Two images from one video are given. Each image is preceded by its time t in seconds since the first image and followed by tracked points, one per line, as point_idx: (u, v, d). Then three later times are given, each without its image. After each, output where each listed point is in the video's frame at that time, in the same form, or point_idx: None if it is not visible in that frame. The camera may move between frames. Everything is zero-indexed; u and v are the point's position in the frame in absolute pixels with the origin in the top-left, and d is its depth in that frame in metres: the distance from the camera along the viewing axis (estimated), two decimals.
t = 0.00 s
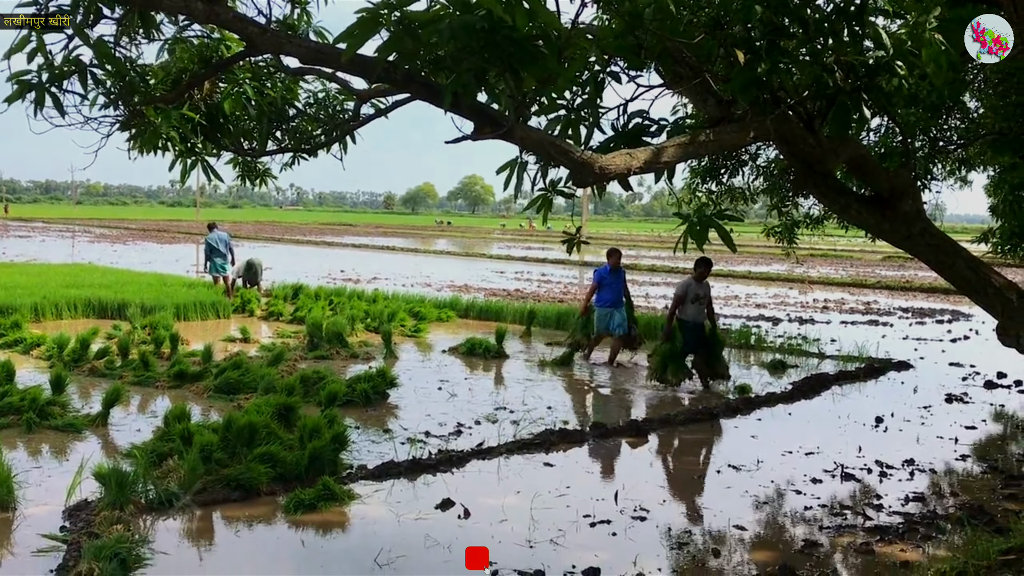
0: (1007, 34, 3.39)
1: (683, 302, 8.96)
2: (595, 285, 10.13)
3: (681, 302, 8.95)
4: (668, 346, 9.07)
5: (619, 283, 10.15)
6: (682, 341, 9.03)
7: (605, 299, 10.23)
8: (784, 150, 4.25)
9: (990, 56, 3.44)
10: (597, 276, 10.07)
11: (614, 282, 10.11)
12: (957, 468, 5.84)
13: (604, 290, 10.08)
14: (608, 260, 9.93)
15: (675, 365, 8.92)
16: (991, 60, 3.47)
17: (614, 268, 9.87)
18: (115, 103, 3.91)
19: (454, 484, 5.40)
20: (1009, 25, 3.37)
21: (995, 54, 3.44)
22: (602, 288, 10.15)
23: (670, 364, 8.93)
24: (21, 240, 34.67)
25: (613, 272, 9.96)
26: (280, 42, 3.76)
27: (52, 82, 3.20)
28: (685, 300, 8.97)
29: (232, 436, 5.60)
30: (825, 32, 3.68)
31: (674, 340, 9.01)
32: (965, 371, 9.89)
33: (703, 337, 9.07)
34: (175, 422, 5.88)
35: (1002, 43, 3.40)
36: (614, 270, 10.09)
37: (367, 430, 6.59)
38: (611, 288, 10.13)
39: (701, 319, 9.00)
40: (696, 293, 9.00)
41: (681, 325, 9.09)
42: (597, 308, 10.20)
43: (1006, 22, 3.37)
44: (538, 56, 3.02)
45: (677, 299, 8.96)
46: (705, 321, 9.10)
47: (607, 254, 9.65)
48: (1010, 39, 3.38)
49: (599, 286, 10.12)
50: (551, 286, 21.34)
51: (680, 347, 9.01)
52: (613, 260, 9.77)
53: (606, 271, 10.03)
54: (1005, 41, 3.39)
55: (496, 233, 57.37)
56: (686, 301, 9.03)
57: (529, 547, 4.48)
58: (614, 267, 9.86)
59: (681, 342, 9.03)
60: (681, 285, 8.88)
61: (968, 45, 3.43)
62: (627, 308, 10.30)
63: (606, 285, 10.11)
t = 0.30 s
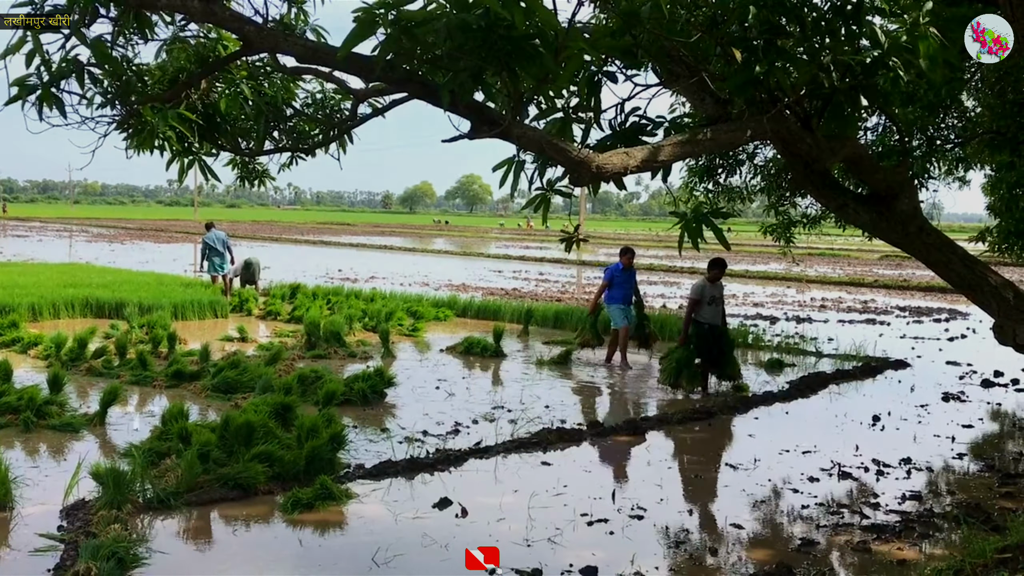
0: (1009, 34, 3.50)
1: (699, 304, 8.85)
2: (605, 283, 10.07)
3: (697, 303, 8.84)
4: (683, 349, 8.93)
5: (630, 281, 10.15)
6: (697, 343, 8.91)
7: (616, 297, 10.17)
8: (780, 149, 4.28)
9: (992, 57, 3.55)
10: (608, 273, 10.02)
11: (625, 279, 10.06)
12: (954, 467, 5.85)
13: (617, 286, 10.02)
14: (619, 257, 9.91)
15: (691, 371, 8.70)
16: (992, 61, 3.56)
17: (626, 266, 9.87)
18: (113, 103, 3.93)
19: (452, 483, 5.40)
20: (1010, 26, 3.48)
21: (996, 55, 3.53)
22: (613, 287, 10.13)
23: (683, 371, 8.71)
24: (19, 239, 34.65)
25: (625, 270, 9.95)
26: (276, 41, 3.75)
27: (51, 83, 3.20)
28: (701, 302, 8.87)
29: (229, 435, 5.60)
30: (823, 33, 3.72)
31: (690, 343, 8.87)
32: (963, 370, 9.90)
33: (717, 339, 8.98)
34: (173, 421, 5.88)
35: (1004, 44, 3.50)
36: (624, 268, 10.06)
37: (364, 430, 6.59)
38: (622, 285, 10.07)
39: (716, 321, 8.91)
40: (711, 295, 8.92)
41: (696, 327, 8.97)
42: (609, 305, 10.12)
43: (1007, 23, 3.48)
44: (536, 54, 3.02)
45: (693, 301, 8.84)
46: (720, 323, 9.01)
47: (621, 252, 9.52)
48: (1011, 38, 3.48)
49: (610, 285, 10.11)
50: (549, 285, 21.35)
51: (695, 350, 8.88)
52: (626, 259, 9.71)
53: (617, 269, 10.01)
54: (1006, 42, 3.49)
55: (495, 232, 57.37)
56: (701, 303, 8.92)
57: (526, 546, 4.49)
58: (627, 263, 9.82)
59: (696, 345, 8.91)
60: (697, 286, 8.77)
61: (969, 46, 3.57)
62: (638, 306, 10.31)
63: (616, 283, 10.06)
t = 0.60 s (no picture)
0: (1009, 35, 3.41)
1: (704, 306, 8.68)
2: (613, 290, 10.01)
3: (702, 305, 8.67)
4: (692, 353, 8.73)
5: (637, 285, 10.09)
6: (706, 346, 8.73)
7: (624, 303, 10.11)
8: (771, 149, 4.31)
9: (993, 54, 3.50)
10: (615, 280, 9.96)
11: (632, 285, 10.00)
12: (946, 467, 5.86)
13: (624, 292, 9.96)
14: (625, 262, 9.86)
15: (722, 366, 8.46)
16: (993, 61, 3.52)
17: (633, 269, 9.79)
18: (105, 104, 3.93)
19: (445, 484, 5.40)
20: (1011, 26, 3.40)
21: (996, 55, 3.48)
22: (621, 292, 10.02)
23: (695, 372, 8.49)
24: (10, 241, 34.53)
25: (632, 274, 9.87)
26: (268, 41, 3.76)
27: (43, 84, 3.20)
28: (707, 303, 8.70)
29: (221, 436, 5.59)
30: (813, 34, 3.71)
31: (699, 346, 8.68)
32: (954, 370, 9.93)
33: (724, 341, 8.79)
34: (165, 422, 5.87)
35: (1004, 43, 3.43)
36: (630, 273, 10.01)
37: (357, 431, 6.59)
38: (629, 290, 10.01)
39: (723, 322, 8.74)
40: (715, 297, 8.77)
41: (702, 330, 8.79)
42: (617, 311, 10.06)
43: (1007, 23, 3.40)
44: (529, 55, 3.03)
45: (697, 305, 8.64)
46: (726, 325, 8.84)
47: (624, 256, 9.44)
48: (1011, 39, 3.40)
49: (618, 290, 10.01)
50: (541, 286, 21.38)
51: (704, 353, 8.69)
52: (631, 263, 9.63)
53: (624, 274, 9.92)
54: (1006, 42, 3.42)
55: (487, 232, 57.43)
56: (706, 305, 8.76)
57: (519, 546, 4.49)
58: (632, 268, 9.77)
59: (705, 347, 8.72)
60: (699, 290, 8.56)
61: (970, 43, 3.50)
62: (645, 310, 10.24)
63: (623, 289, 10.01)
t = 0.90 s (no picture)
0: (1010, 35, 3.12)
1: (707, 311, 8.37)
2: (609, 290, 10.10)
3: (705, 310, 8.34)
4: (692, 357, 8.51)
5: (632, 284, 10.15)
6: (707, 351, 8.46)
7: (621, 303, 10.17)
8: (753, 150, 4.34)
9: (996, 55, 3.20)
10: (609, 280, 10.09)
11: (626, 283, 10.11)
12: (928, 466, 5.88)
13: (620, 290, 10.04)
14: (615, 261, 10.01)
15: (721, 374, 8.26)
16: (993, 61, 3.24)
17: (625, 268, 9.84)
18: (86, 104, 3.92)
19: (429, 484, 5.41)
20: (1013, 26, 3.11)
21: (997, 55, 3.21)
22: (616, 292, 10.09)
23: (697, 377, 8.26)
24: None
25: (624, 273, 9.93)
26: (250, 42, 3.76)
27: (23, 82, 3.18)
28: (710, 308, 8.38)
29: (205, 438, 5.57)
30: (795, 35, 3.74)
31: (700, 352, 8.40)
32: (936, 369, 9.99)
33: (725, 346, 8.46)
34: (148, 424, 5.86)
35: (1004, 43, 3.14)
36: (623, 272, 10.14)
37: (341, 432, 6.58)
38: (625, 289, 10.11)
39: (725, 328, 8.45)
40: (718, 302, 8.47)
41: (703, 334, 8.51)
42: (616, 311, 10.10)
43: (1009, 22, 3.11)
44: (510, 56, 3.03)
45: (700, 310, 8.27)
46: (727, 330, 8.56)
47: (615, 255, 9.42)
48: (1012, 39, 3.12)
49: (613, 291, 10.08)
50: (526, 286, 21.41)
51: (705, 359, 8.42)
52: (621, 260, 9.52)
53: (617, 273, 9.99)
54: (1007, 42, 3.14)
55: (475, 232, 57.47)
56: (709, 310, 8.43)
57: (503, 547, 4.50)
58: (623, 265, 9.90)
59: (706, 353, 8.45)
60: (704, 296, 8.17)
61: (971, 43, 3.23)
62: (644, 309, 10.27)
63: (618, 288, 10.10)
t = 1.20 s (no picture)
0: (1009, 33, 3.00)
1: (707, 313, 8.23)
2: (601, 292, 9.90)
3: (705, 312, 8.19)
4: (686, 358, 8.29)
5: (625, 290, 10.07)
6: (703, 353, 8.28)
7: (612, 307, 9.99)
8: (725, 149, 4.36)
9: (993, 56, 3.08)
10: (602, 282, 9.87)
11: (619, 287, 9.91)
12: (899, 464, 5.93)
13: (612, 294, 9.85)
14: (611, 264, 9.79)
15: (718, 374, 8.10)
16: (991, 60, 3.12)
17: (620, 271, 9.80)
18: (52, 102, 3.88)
19: (403, 484, 5.40)
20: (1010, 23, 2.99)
21: (995, 54, 3.09)
22: (608, 295, 9.95)
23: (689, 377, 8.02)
24: None
25: (619, 276, 9.87)
26: (219, 41, 3.73)
27: None
28: (711, 310, 8.22)
29: (176, 440, 5.53)
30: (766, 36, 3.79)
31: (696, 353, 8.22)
32: (907, 368, 10.08)
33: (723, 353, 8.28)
34: (118, 426, 5.82)
35: (1004, 43, 3.02)
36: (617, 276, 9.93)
37: (314, 433, 6.55)
38: (617, 293, 9.92)
39: (724, 333, 8.29)
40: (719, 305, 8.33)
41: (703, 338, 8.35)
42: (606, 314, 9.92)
43: (1008, 22, 3.00)
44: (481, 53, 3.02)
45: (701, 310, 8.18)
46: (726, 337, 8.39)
47: (612, 258, 9.22)
48: (1012, 38, 3.00)
49: (605, 294, 9.98)
50: (501, 286, 21.45)
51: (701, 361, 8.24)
52: (617, 264, 9.38)
53: (611, 276, 9.91)
54: (1006, 41, 3.03)
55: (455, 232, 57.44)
56: (710, 312, 8.28)
57: (477, 546, 4.50)
58: (619, 269, 9.69)
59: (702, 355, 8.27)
60: (706, 296, 8.10)
61: (968, 45, 3.07)
62: (634, 316, 10.17)
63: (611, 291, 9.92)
